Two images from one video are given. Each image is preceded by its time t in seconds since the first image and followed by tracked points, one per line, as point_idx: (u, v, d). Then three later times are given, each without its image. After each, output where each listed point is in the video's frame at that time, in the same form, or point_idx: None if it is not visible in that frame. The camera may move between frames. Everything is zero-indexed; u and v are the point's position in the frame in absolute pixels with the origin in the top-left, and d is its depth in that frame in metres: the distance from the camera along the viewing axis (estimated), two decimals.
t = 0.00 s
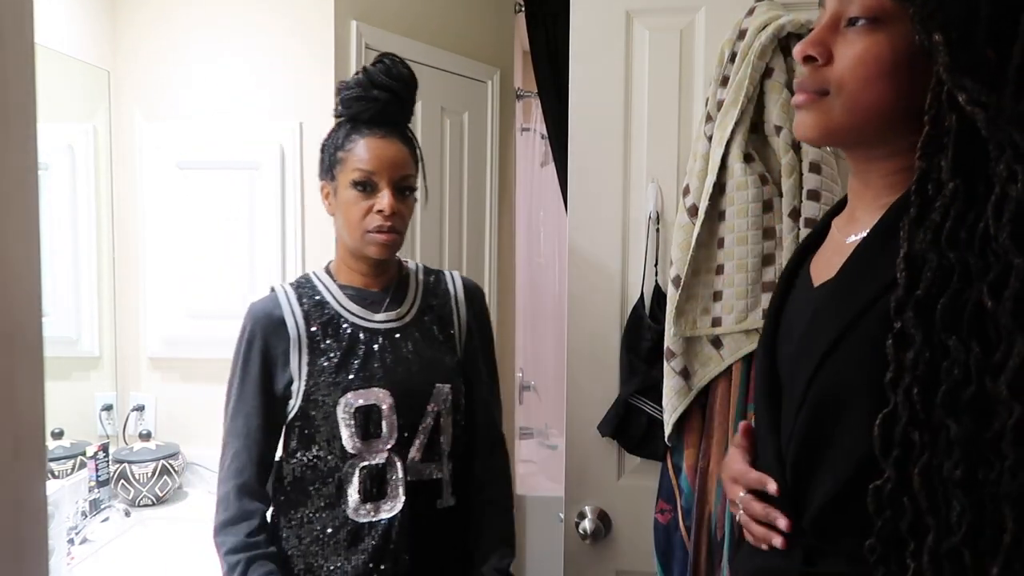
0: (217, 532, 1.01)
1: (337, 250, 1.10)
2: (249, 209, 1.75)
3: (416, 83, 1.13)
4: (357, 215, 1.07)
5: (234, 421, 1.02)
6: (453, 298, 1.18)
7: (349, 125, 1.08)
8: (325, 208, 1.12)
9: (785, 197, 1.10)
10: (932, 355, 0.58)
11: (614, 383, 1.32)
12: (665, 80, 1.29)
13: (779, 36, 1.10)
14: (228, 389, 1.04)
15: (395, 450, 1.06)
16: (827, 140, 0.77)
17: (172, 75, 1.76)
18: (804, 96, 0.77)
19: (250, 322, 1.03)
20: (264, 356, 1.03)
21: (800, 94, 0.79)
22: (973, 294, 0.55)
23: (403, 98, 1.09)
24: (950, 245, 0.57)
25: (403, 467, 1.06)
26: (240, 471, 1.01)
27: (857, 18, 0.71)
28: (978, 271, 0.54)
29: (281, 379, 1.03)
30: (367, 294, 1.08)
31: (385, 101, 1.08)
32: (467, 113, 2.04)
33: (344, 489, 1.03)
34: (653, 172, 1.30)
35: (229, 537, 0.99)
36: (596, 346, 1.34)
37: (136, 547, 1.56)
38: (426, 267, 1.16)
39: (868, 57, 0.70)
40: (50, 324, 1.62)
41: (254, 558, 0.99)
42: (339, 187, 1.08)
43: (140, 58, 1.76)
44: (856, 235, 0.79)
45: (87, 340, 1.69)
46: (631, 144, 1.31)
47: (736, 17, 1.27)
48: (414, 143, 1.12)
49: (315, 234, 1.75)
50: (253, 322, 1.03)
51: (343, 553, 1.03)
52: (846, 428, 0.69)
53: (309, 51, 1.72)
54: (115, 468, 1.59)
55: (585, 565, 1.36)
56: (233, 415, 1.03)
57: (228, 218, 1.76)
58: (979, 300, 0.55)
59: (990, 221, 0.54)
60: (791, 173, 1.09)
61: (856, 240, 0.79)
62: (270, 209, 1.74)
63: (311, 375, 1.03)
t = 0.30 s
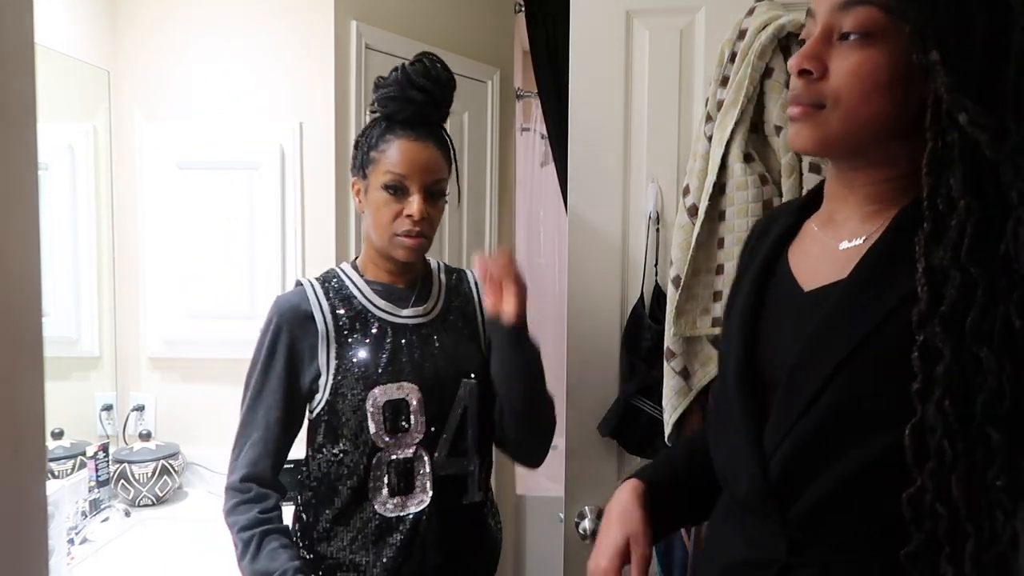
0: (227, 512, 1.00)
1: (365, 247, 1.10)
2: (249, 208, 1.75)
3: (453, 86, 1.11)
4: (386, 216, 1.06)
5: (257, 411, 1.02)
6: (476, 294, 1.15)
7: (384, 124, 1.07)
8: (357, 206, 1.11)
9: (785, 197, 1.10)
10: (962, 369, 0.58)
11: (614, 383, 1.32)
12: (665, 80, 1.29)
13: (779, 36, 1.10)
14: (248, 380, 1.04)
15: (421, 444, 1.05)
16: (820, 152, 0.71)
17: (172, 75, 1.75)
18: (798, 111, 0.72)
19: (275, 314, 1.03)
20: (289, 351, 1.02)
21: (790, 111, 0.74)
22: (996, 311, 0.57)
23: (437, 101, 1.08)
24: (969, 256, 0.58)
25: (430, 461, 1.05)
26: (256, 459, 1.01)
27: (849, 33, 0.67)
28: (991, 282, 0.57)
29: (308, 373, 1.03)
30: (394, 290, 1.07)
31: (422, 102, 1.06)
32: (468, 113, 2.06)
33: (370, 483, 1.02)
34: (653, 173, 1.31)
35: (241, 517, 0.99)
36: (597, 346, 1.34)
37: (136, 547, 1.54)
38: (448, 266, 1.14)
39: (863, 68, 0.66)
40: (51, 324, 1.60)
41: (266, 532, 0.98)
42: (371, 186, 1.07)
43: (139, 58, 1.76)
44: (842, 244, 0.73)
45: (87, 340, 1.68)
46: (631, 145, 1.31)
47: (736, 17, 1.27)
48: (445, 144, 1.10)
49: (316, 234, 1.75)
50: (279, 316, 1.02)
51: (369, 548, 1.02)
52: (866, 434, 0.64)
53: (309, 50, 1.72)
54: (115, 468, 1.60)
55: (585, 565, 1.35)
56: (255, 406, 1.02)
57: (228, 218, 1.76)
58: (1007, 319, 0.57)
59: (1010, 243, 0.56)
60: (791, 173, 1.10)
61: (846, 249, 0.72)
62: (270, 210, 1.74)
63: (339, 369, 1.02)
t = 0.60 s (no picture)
0: (238, 518, 0.99)
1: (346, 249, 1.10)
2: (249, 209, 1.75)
3: (445, 98, 1.12)
4: (368, 221, 1.06)
5: (249, 418, 1.01)
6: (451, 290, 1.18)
7: (374, 128, 1.07)
8: (340, 206, 1.11)
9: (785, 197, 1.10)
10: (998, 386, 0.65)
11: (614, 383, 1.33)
12: (664, 80, 1.30)
13: (779, 36, 1.10)
14: (236, 389, 1.03)
15: (411, 440, 1.04)
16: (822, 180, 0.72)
17: (173, 75, 1.75)
18: (794, 139, 0.72)
19: (258, 320, 1.03)
20: (273, 353, 1.02)
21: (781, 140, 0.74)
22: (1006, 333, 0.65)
23: (430, 110, 1.10)
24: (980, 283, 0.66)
25: (420, 456, 1.05)
26: (258, 464, 1.00)
27: (844, 63, 0.70)
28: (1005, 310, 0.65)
29: (293, 375, 1.03)
30: (375, 289, 1.08)
31: (414, 110, 1.08)
32: (468, 113, 2.07)
33: (364, 480, 1.01)
34: (653, 172, 1.31)
35: (256, 521, 0.97)
36: (597, 347, 1.34)
37: (136, 547, 1.53)
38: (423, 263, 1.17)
39: (868, 100, 0.69)
40: (52, 324, 1.59)
41: (285, 532, 0.98)
42: (355, 189, 1.07)
43: (139, 58, 1.76)
44: (869, 272, 0.73)
45: (87, 340, 1.68)
46: (631, 144, 1.31)
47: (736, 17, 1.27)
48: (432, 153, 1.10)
49: (316, 234, 1.75)
50: (261, 319, 1.02)
51: (365, 545, 1.00)
52: (907, 457, 0.66)
53: (309, 49, 1.71)
54: (115, 468, 1.60)
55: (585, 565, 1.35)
56: (246, 413, 1.01)
57: (228, 218, 1.76)
58: None
59: None
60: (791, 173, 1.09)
61: (871, 276, 0.73)
62: (270, 210, 1.74)
63: (324, 368, 1.02)
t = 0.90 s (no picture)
0: (209, 526, 0.98)
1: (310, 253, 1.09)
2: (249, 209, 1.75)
3: (414, 104, 1.12)
4: (332, 225, 1.05)
5: (215, 425, 0.99)
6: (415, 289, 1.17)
7: (340, 132, 1.07)
8: (303, 208, 1.10)
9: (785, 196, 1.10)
10: None
11: (614, 383, 1.33)
12: (665, 79, 1.29)
13: (779, 36, 1.10)
14: (200, 396, 1.01)
15: (385, 440, 1.05)
16: (896, 183, 0.75)
17: (173, 75, 1.75)
18: (876, 136, 0.73)
19: (223, 326, 1.01)
20: (241, 359, 1.01)
21: (856, 136, 0.75)
22: None
23: (399, 116, 1.09)
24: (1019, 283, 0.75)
25: (394, 454, 1.05)
26: (225, 472, 0.99)
27: (919, 67, 0.75)
28: None
29: (262, 380, 1.02)
30: (339, 292, 1.07)
31: (381, 115, 1.07)
32: (468, 114, 2.08)
33: (340, 482, 1.01)
34: (653, 172, 1.31)
35: (227, 528, 0.97)
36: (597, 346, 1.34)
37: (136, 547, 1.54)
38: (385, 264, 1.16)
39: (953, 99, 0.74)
40: (52, 324, 1.59)
41: (258, 537, 0.98)
42: (319, 194, 1.06)
43: (139, 58, 1.76)
44: (920, 284, 0.80)
45: (87, 340, 1.68)
46: (631, 144, 1.31)
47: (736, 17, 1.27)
48: (398, 161, 1.10)
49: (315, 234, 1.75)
50: (227, 325, 1.01)
51: (342, 546, 1.01)
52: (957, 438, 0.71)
53: (309, 50, 1.72)
54: (115, 468, 1.60)
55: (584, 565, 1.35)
56: (212, 420, 1.00)
57: (228, 218, 1.77)
58: None
59: None
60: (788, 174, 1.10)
61: (926, 288, 0.80)
62: (270, 211, 1.75)
63: (294, 373, 1.02)
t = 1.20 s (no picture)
0: (187, 527, 0.99)
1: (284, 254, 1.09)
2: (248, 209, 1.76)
3: (383, 104, 1.13)
4: (304, 227, 1.05)
5: (190, 428, 0.99)
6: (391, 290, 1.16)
7: (309, 133, 1.07)
8: (275, 210, 1.10)
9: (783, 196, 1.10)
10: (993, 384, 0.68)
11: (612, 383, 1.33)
12: (665, 80, 1.29)
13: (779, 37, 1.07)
14: (177, 398, 1.01)
15: (362, 439, 1.04)
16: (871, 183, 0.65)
17: (172, 75, 1.75)
18: (865, 132, 0.63)
19: (197, 329, 1.00)
20: (215, 361, 1.00)
21: (842, 129, 0.64)
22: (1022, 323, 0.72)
23: (368, 116, 1.10)
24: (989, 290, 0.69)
25: (372, 454, 1.05)
26: (200, 475, 0.99)
27: (902, 58, 0.66)
28: None
29: (237, 383, 1.01)
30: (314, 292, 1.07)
31: (351, 115, 1.08)
32: (468, 113, 2.09)
33: (316, 484, 1.01)
34: (653, 172, 1.30)
35: (204, 531, 0.97)
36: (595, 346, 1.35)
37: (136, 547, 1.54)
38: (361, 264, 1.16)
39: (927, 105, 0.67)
40: (52, 324, 1.59)
41: (234, 539, 0.98)
42: (290, 195, 1.06)
43: (139, 58, 1.76)
44: (869, 285, 0.70)
45: (86, 340, 1.68)
46: (631, 144, 1.31)
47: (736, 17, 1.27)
48: (369, 160, 1.10)
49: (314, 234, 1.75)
50: (201, 328, 1.00)
51: (320, 546, 1.00)
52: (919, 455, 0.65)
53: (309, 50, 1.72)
54: (115, 468, 1.61)
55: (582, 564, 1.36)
56: (188, 422, 0.99)
57: (228, 218, 1.77)
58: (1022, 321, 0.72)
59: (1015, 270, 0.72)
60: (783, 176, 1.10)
61: (873, 290, 0.70)
62: (269, 211, 1.75)
63: (269, 374, 1.01)
